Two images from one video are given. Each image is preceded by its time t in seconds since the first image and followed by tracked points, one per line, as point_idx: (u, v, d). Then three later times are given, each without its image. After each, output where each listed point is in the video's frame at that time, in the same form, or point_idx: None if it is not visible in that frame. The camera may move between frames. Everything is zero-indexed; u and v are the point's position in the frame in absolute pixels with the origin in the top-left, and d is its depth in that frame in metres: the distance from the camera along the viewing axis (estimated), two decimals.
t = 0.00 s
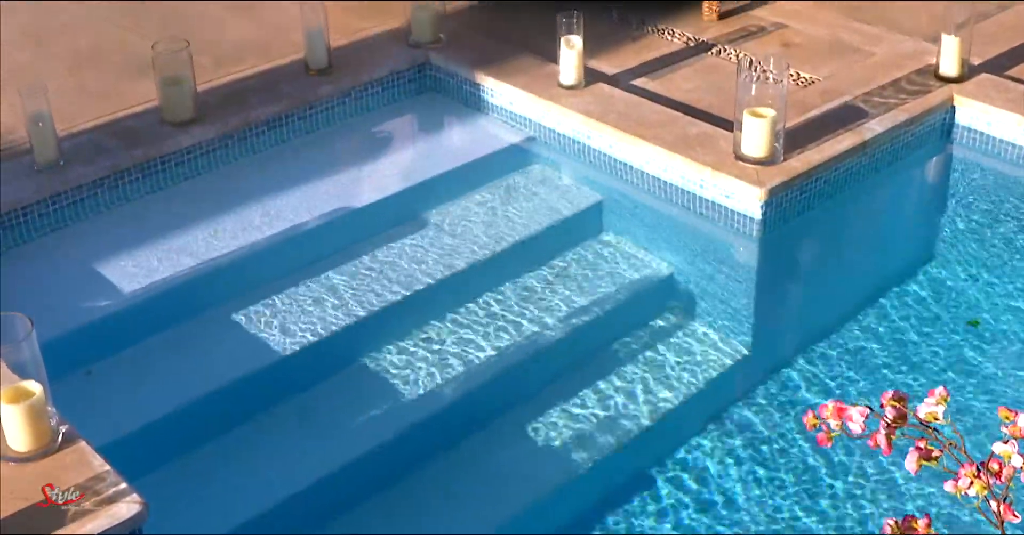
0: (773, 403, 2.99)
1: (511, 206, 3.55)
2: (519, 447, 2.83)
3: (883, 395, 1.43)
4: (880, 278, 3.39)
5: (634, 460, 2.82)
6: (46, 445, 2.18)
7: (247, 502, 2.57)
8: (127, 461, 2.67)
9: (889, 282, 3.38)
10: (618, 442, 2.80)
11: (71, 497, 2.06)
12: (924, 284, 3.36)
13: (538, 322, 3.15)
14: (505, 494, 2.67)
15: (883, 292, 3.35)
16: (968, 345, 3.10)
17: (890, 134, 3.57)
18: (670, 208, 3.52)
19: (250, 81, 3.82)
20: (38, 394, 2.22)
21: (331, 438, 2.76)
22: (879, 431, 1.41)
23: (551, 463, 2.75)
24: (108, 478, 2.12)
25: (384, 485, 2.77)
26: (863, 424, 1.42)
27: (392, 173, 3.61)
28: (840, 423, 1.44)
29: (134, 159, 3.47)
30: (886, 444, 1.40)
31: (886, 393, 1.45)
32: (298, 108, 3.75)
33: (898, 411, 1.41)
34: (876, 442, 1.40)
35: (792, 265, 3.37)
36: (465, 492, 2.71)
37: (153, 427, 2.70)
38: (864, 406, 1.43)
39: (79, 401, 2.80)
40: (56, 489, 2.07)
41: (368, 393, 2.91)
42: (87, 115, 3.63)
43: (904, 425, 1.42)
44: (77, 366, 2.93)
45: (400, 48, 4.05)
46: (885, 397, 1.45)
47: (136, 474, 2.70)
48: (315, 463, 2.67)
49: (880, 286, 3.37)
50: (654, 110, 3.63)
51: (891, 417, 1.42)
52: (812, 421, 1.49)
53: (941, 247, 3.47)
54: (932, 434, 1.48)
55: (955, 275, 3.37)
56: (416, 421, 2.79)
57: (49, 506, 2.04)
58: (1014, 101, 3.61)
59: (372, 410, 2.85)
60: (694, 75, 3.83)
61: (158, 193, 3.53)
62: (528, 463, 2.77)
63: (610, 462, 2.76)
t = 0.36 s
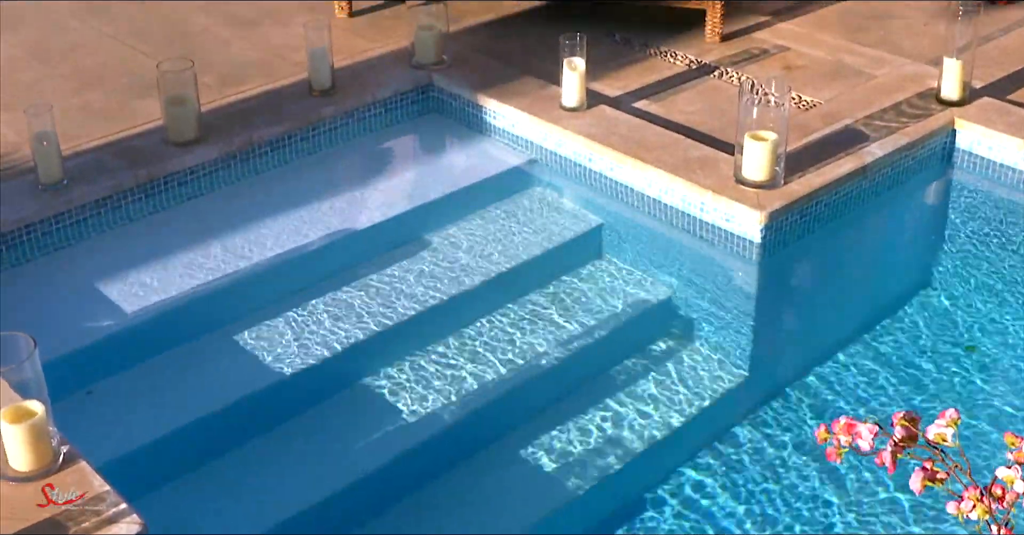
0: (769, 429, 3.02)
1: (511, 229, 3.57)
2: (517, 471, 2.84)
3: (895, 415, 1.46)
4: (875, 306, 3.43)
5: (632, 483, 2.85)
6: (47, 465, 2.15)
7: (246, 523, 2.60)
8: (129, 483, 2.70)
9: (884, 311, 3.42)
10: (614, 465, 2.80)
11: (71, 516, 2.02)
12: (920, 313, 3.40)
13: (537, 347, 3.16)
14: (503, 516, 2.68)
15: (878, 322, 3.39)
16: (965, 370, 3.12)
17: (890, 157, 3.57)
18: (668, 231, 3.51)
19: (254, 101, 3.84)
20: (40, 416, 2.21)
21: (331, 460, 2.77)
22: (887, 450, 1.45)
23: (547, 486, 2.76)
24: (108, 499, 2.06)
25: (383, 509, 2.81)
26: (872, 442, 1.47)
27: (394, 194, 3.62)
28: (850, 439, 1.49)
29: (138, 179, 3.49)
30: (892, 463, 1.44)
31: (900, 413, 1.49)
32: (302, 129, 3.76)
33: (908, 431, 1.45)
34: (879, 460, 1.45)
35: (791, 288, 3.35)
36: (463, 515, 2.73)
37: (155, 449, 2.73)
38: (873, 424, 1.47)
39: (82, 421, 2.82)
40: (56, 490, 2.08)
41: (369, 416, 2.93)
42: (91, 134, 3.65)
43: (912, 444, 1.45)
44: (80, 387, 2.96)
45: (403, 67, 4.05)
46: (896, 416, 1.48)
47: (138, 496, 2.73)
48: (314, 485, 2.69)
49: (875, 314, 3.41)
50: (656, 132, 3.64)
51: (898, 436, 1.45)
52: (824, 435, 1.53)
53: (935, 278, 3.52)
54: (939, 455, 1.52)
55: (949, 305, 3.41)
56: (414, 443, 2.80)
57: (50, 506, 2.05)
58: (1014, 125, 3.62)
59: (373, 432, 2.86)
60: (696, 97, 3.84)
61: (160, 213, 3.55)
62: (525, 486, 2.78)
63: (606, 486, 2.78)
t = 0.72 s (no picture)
0: (775, 455, 2.93)
1: (513, 255, 3.56)
2: (517, 496, 2.79)
3: (884, 449, 1.49)
4: (883, 328, 3.33)
5: (633, 510, 2.77)
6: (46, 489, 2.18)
7: None
8: (127, 507, 2.67)
9: (892, 332, 3.32)
10: (620, 489, 2.80)
11: None
12: (927, 334, 3.30)
13: (540, 373, 3.15)
14: None
15: (886, 343, 3.28)
16: (969, 395, 3.07)
17: (892, 184, 3.59)
18: (672, 259, 3.53)
19: (255, 126, 3.84)
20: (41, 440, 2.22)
21: (331, 486, 2.76)
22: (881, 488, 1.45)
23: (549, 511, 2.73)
24: (107, 524, 2.07)
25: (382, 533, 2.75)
26: (865, 476, 1.44)
27: (398, 220, 3.63)
28: (841, 475, 1.47)
29: (139, 204, 3.48)
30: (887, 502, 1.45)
31: (887, 449, 1.51)
32: (303, 155, 3.76)
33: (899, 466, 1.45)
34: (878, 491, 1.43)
35: (794, 316, 3.37)
36: None
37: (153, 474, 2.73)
38: (866, 459, 1.45)
39: (80, 444, 2.80)
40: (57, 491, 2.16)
41: (371, 440, 2.92)
42: (92, 159, 3.64)
43: (905, 478, 1.46)
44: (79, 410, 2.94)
45: (404, 94, 4.05)
46: (886, 451, 1.49)
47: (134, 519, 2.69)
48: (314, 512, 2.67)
49: (883, 336, 3.30)
50: (657, 158, 3.65)
51: (892, 470, 1.46)
52: (814, 473, 1.50)
53: (942, 298, 3.43)
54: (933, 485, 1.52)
55: (956, 326, 3.32)
56: (414, 469, 2.80)
57: (51, 506, 2.13)
58: (1015, 151, 3.63)
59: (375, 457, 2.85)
60: (698, 124, 3.85)
61: (161, 238, 3.54)
62: (525, 512, 2.74)
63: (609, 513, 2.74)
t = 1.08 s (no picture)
0: (776, 484, 2.92)
1: (515, 283, 3.56)
2: (518, 529, 2.79)
3: (890, 477, 1.48)
4: (885, 356, 3.32)
5: None
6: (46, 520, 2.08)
7: None
8: None
9: (894, 359, 3.31)
10: (621, 517, 2.78)
11: None
12: (928, 362, 3.30)
13: (542, 401, 3.14)
14: None
15: (888, 371, 3.27)
16: (969, 424, 3.05)
17: (892, 212, 3.59)
18: (674, 287, 3.53)
19: (257, 154, 3.85)
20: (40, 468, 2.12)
21: (331, 516, 2.75)
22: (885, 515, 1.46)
23: None
24: None
25: None
26: (869, 505, 1.46)
27: (398, 248, 3.64)
28: (845, 502, 1.48)
29: (141, 232, 3.49)
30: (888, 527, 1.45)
31: (892, 477, 1.50)
32: (305, 183, 3.77)
33: (903, 493, 1.46)
34: (881, 520, 1.44)
35: (795, 343, 3.36)
36: None
37: (152, 503, 2.71)
38: (868, 488, 1.47)
39: (80, 473, 2.80)
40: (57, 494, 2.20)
41: (372, 470, 2.91)
42: (94, 187, 3.65)
43: (908, 506, 1.46)
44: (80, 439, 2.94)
45: (406, 122, 4.05)
46: (892, 479, 1.49)
47: None
48: None
49: (884, 364, 3.30)
50: (658, 186, 3.65)
51: (896, 498, 1.46)
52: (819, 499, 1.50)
53: (943, 325, 3.42)
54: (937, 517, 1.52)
55: (958, 354, 3.31)
56: (414, 499, 2.79)
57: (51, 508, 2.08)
58: (1016, 180, 3.65)
59: (375, 485, 2.85)
60: (698, 152, 3.85)
61: (162, 266, 3.55)
62: None
63: None
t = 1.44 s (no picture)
0: (779, 506, 2.90)
1: (517, 307, 3.56)
2: None
3: (896, 502, 1.50)
4: (888, 379, 3.32)
5: None
6: None
7: None
8: None
9: (896, 384, 3.30)
10: None
11: None
12: (929, 387, 3.28)
13: (543, 425, 3.13)
14: None
15: (891, 396, 3.26)
16: (972, 450, 3.04)
17: (894, 237, 3.59)
18: (675, 311, 3.52)
19: (261, 178, 3.85)
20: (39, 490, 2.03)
21: None
22: None
23: None
24: None
25: None
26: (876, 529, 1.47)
27: (399, 271, 3.64)
28: (854, 525, 1.48)
29: (143, 256, 3.50)
30: None
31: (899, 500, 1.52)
32: (307, 207, 3.79)
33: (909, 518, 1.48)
34: None
35: (796, 367, 3.35)
36: None
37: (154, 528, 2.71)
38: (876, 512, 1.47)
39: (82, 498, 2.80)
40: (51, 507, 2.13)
41: (373, 495, 2.89)
42: (96, 211, 3.66)
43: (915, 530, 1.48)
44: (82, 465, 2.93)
45: (408, 147, 4.06)
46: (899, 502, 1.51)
47: None
48: None
49: (887, 388, 3.29)
50: (660, 211, 3.65)
51: (902, 521, 1.48)
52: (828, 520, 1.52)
53: (943, 350, 3.42)
54: None
55: (960, 378, 3.31)
56: (415, 523, 2.78)
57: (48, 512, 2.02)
58: (1017, 204, 3.65)
59: (376, 511, 2.83)
60: (699, 176, 3.86)
61: (164, 289, 3.55)
62: None
63: None
